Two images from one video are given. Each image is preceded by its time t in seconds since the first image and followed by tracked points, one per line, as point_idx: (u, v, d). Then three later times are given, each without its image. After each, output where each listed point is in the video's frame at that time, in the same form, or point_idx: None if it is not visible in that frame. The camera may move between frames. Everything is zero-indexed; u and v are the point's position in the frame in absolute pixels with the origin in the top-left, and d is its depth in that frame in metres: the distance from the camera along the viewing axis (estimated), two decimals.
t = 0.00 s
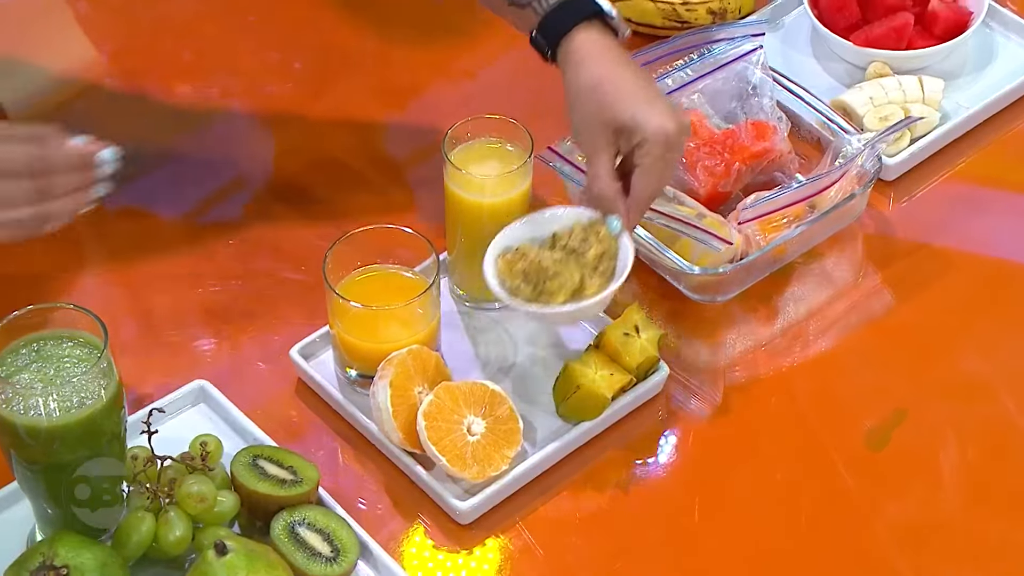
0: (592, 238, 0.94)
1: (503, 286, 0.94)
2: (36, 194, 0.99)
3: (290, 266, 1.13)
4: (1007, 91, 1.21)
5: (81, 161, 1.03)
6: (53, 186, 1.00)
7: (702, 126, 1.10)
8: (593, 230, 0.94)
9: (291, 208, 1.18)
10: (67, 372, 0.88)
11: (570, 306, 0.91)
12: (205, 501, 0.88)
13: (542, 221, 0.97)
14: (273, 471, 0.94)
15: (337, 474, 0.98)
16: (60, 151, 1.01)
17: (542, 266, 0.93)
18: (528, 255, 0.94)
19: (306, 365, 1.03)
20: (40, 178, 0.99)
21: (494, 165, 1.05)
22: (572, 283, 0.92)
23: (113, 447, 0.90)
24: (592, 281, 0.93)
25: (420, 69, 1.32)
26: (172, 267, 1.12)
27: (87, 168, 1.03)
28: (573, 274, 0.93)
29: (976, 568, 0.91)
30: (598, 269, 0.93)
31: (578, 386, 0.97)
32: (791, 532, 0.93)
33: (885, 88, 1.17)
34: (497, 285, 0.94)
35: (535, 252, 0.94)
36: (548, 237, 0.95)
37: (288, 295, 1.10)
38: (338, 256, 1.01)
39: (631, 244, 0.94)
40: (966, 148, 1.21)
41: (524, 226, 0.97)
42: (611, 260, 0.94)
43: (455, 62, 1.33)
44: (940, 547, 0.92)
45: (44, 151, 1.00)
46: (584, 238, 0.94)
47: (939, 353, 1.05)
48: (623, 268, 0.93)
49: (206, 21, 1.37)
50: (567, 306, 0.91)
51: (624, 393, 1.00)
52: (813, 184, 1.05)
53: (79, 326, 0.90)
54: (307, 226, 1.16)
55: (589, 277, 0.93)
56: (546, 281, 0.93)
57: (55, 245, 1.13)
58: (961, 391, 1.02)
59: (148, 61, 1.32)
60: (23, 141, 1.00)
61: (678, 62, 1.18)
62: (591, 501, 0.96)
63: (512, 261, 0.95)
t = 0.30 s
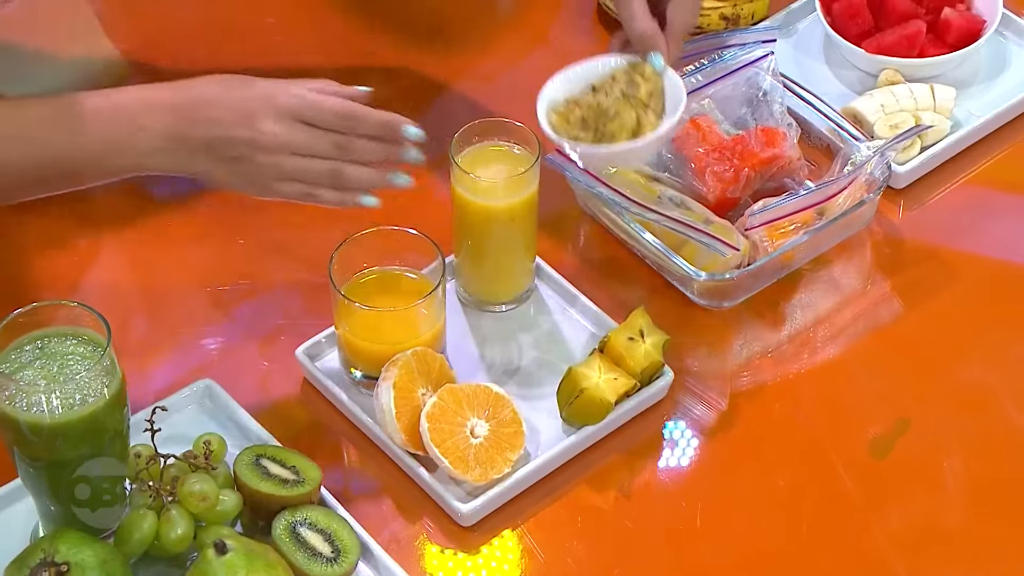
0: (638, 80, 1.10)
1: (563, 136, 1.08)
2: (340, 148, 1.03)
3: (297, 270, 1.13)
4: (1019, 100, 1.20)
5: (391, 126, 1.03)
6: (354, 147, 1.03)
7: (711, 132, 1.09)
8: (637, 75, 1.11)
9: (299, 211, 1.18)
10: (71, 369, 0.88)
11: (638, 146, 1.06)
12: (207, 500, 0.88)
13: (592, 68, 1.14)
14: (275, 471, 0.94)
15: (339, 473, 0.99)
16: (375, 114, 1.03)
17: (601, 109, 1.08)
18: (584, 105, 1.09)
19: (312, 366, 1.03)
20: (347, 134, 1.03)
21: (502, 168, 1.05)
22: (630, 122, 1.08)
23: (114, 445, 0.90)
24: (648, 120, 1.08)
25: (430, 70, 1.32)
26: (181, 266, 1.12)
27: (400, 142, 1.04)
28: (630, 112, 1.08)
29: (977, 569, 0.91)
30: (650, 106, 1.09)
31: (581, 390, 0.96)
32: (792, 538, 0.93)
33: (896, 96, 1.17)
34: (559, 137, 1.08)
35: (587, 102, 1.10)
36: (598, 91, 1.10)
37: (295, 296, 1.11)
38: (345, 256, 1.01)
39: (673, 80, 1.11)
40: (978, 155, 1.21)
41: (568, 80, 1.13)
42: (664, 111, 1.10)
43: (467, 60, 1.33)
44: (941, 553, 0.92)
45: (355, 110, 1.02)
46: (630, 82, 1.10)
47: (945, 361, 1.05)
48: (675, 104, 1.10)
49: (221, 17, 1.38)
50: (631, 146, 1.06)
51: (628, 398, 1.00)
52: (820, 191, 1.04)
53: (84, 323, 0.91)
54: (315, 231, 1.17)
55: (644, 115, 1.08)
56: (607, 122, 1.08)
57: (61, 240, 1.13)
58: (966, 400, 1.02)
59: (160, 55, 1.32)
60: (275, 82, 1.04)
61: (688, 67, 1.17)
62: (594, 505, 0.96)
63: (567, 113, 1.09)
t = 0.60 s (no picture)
0: (532, 23, 1.28)
1: (464, 75, 1.26)
2: (473, 199, 0.94)
3: (311, 268, 1.14)
4: None
5: (528, 195, 0.95)
6: (488, 203, 0.94)
7: (728, 138, 1.09)
8: (530, 18, 1.28)
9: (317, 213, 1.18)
10: (84, 367, 0.89)
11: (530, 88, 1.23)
12: (218, 499, 0.89)
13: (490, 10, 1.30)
14: (287, 471, 0.94)
15: (351, 473, 0.99)
16: (516, 176, 0.94)
17: (496, 56, 1.25)
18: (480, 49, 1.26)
19: (324, 366, 1.03)
20: (490, 186, 0.94)
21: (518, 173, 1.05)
22: (528, 64, 1.25)
23: (127, 441, 0.90)
24: (543, 61, 1.26)
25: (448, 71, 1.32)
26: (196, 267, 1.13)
27: (528, 211, 0.96)
28: (529, 53, 1.25)
29: None
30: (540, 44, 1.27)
31: (593, 394, 0.96)
32: (801, 547, 0.93)
33: (914, 105, 1.16)
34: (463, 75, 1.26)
35: (488, 44, 1.26)
36: (497, 33, 1.27)
37: (310, 297, 1.11)
38: (357, 262, 1.02)
39: (565, 23, 1.29)
40: (997, 165, 1.20)
41: (466, 21, 1.29)
42: (557, 50, 1.27)
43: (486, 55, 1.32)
44: (950, 564, 0.92)
45: (500, 167, 0.94)
46: (522, 24, 1.28)
47: (958, 370, 1.04)
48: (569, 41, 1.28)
49: (241, 11, 1.38)
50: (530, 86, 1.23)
51: (640, 403, 1.00)
52: (836, 199, 1.03)
53: (98, 321, 0.91)
54: (330, 228, 1.17)
55: (541, 58, 1.25)
56: (505, 65, 1.25)
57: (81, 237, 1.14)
58: (980, 411, 1.01)
59: (179, 49, 1.33)
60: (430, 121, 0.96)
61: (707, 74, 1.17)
62: (604, 510, 0.96)
63: (467, 53, 1.27)
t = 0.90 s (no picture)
0: (444, 100, 1.18)
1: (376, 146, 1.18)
2: (500, 197, 0.95)
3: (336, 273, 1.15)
4: None
5: (555, 191, 0.96)
6: (515, 200, 0.95)
7: (753, 147, 1.10)
8: (443, 93, 1.18)
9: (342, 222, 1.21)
10: (108, 366, 0.89)
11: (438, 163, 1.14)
12: (239, 499, 0.89)
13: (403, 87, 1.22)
14: (307, 472, 0.95)
15: (372, 475, 1.00)
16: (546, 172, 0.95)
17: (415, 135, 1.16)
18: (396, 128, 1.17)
19: (347, 368, 1.04)
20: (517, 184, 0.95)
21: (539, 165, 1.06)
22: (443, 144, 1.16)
23: (149, 441, 0.91)
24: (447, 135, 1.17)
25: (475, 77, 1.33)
26: (226, 272, 1.15)
27: (553, 205, 0.97)
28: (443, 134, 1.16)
29: None
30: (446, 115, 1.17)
31: (613, 401, 0.96)
32: (818, 556, 0.93)
33: (941, 116, 1.16)
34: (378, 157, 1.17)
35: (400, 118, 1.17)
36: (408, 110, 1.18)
37: (337, 303, 1.13)
38: (379, 266, 1.03)
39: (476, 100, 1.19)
40: None
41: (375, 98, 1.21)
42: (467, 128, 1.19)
43: (513, 59, 1.33)
44: None
45: (529, 164, 0.94)
46: (435, 101, 1.18)
47: (980, 382, 1.04)
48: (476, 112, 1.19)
49: (272, 15, 1.40)
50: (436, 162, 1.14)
51: (660, 411, 1.00)
52: (861, 209, 1.03)
53: (122, 321, 0.92)
54: (358, 237, 1.19)
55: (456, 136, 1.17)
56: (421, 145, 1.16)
57: (114, 238, 1.18)
58: (1001, 422, 1.01)
59: (211, 52, 1.35)
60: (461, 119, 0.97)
61: (733, 82, 1.17)
62: (622, 516, 0.96)
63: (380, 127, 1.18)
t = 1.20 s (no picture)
0: (452, 145, 1.21)
1: (392, 201, 1.19)
2: (464, 97, 0.90)
3: (364, 277, 1.16)
4: None
5: (521, 79, 0.88)
6: (480, 97, 0.90)
7: (780, 156, 1.10)
8: (450, 139, 1.22)
9: (370, 223, 1.21)
10: (137, 367, 0.90)
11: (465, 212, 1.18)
12: (265, 499, 0.90)
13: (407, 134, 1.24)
14: (332, 474, 0.95)
15: (398, 478, 1.00)
16: (508, 60, 0.88)
17: (427, 178, 1.17)
18: (409, 172, 1.18)
19: (373, 371, 1.06)
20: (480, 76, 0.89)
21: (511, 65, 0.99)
22: (453, 186, 1.19)
23: (176, 441, 0.91)
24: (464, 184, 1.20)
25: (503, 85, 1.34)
26: (254, 273, 1.17)
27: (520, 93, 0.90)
28: (453, 177, 1.19)
29: None
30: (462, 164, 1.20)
31: (637, 408, 0.96)
32: (839, 565, 0.93)
33: (970, 127, 1.16)
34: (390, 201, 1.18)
35: (416, 169, 1.18)
36: (422, 159, 1.19)
37: (365, 306, 1.14)
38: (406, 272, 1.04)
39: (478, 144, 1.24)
40: None
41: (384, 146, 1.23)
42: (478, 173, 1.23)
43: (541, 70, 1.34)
44: None
45: (486, 55, 0.88)
46: (444, 146, 1.21)
47: (1005, 393, 1.03)
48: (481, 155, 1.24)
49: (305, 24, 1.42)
50: (462, 212, 1.18)
51: (683, 418, 1.00)
52: (886, 220, 1.04)
53: (151, 322, 0.93)
54: (386, 240, 1.20)
55: (465, 179, 1.20)
56: (433, 189, 1.17)
57: (146, 237, 1.19)
58: None
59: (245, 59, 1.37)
60: (420, 16, 0.93)
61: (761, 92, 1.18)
62: (645, 522, 0.96)
63: (395, 180, 1.19)
